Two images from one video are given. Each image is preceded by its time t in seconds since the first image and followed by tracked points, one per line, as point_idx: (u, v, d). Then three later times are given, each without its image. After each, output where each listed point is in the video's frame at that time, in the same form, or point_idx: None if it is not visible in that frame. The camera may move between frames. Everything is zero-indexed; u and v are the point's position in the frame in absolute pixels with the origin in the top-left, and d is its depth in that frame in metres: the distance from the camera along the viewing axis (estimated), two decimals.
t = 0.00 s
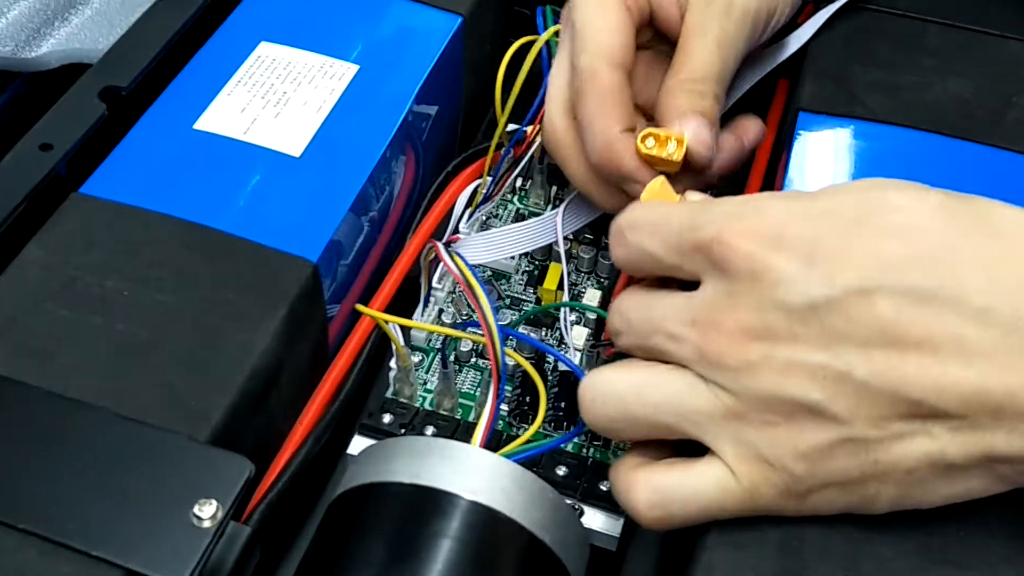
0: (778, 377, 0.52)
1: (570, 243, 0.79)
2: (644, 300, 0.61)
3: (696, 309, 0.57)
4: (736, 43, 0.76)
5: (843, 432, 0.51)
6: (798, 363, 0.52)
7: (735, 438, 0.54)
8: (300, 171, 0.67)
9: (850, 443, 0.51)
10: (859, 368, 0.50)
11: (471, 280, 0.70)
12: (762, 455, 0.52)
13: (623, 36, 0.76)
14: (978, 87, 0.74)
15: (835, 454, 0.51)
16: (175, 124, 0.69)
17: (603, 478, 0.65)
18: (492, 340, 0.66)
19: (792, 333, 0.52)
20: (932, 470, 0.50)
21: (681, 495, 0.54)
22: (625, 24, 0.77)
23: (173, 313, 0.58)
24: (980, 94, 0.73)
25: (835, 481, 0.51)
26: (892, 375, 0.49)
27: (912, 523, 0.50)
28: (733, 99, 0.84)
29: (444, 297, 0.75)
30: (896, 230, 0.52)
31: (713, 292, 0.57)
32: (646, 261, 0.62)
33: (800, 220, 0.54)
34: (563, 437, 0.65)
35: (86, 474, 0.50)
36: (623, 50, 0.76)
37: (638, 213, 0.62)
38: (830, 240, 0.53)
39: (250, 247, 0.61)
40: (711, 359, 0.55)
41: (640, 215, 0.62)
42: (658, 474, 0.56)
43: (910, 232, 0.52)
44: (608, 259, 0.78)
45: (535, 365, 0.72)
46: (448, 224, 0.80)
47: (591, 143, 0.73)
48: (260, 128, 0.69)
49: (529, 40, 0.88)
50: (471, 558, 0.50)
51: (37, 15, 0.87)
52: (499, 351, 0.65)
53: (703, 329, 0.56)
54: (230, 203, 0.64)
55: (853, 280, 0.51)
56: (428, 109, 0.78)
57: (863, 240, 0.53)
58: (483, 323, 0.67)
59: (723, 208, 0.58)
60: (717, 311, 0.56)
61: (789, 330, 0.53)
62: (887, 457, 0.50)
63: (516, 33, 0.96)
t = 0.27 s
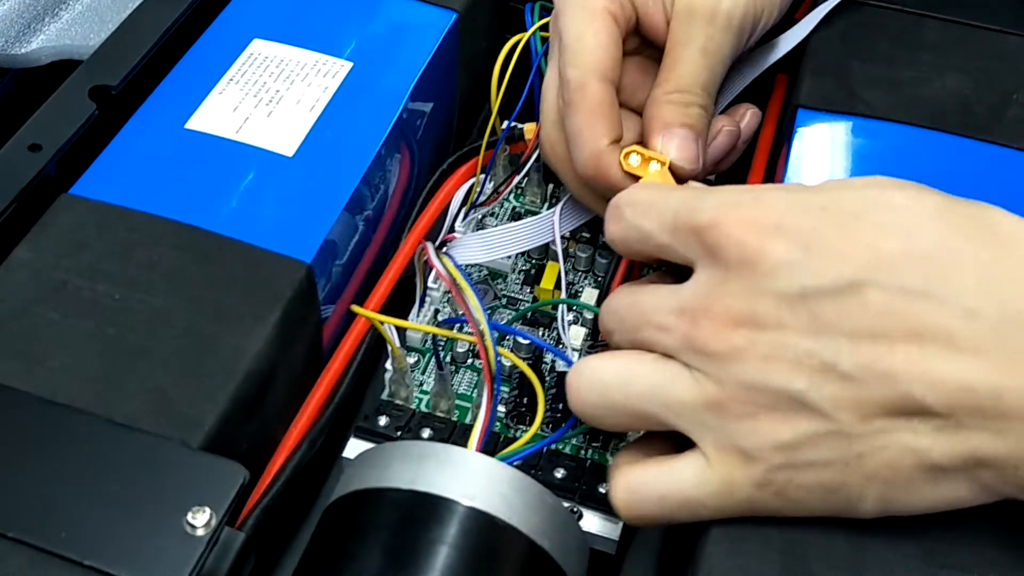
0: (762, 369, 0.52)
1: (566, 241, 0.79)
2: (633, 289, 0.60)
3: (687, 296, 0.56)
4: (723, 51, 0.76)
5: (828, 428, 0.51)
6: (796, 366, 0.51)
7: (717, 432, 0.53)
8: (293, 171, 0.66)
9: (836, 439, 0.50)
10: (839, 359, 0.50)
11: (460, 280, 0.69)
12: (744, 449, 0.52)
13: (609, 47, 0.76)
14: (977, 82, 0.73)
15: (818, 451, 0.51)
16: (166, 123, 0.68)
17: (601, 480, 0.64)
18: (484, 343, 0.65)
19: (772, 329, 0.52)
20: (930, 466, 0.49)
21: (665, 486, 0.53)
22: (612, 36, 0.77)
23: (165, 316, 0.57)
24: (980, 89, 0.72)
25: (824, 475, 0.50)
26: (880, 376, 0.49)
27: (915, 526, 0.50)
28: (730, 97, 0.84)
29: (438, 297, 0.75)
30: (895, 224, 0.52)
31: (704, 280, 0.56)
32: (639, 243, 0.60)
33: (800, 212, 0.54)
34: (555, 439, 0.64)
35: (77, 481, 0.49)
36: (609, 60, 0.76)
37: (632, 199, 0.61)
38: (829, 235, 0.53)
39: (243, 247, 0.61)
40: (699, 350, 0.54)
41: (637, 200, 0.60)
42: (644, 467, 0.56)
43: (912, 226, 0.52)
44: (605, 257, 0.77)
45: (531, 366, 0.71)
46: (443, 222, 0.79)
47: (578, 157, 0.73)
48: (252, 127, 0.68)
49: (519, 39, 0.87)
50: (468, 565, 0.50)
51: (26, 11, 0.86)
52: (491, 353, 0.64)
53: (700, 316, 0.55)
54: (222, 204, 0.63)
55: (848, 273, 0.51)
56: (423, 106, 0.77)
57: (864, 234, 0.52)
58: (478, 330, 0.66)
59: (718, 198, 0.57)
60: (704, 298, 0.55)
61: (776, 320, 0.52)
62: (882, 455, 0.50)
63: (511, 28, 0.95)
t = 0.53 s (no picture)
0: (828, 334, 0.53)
1: (568, 235, 0.79)
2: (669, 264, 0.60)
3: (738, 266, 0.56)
4: (725, 38, 0.75)
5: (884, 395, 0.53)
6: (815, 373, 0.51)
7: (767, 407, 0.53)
8: (293, 164, 0.66)
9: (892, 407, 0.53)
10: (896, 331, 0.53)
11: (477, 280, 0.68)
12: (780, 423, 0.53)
13: (608, 29, 0.76)
14: (983, 75, 0.73)
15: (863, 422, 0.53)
16: (164, 116, 0.67)
17: (604, 476, 0.64)
18: (493, 336, 0.64)
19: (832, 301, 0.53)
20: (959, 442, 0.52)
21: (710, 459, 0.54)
22: (612, 18, 0.77)
23: (164, 312, 0.56)
24: (986, 82, 0.72)
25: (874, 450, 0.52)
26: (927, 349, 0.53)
27: (922, 525, 0.49)
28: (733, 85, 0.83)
29: (439, 292, 0.75)
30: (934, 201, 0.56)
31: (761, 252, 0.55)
32: (678, 242, 0.59)
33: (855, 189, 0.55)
34: (566, 438, 0.62)
35: (75, 479, 0.49)
36: (607, 43, 0.75)
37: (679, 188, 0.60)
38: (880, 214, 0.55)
39: (242, 242, 0.60)
40: (756, 318, 0.55)
41: (672, 204, 0.60)
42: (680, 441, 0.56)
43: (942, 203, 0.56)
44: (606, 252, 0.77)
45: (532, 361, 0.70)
46: (444, 215, 0.78)
47: (570, 134, 0.72)
48: (250, 120, 0.67)
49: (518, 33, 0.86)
50: (470, 564, 0.49)
51: None
52: (501, 347, 0.63)
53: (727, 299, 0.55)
54: (221, 198, 0.63)
55: (907, 245, 0.54)
56: (423, 99, 0.77)
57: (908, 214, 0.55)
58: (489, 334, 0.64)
59: (763, 172, 0.57)
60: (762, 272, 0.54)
61: (841, 285, 0.54)
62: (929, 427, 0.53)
63: (511, 21, 0.94)
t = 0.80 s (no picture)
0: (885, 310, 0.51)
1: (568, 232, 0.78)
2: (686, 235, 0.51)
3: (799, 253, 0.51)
4: (723, 32, 0.74)
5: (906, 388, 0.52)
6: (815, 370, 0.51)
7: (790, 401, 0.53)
8: (293, 161, 0.65)
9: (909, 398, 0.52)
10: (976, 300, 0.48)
11: (469, 272, 0.67)
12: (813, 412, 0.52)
13: (607, 14, 0.76)
14: (985, 71, 0.72)
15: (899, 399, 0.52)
16: (163, 112, 0.67)
17: (605, 473, 0.64)
18: (491, 331, 0.64)
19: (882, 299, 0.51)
20: (976, 429, 0.52)
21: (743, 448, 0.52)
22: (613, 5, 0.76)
23: (164, 309, 0.56)
24: (987, 78, 0.72)
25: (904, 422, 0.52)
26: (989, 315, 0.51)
27: (923, 522, 0.49)
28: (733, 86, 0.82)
29: (439, 288, 0.75)
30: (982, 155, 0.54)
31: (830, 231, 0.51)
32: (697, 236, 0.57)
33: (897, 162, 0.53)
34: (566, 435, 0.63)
35: (75, 476, 0.49)
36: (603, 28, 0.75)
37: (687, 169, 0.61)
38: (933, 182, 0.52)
39: (242, 239, 0.60)
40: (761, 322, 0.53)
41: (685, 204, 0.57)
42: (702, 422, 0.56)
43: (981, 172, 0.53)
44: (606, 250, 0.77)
45: (532, 358, 0.70)
46: (444, 211, 0.78)
47: (564, 116, 0.72)
48: (250, 117, 0.67)
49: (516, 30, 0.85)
50: (470, 562, 0.49)
51: None
52: (500, 343, 0.63)
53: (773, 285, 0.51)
54: (221, 194, 0.63)
55: (914, 250, 0.51)
56: (423, 95, 0.76)
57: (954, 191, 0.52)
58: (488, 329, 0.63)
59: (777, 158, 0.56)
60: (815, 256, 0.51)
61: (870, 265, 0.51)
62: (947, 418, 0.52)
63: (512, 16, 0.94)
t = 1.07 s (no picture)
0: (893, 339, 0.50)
1: (570, 229, 0.78)
2: (706, 193, 0.52)
3: (835, 259, 0.47)
4: (726, 30, 0.74)
5: (900, 407, 0.52)
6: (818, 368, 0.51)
7: (792, 403, 0.53)
8: (295, 158, 0.65)
9: (909, 412, 0.52)
10: (1002, 311, 0.49)
11: (476, 272, 0.68)
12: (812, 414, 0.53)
13: (613, 9, 0.75)
14: (987, 69, 0.73)
15: (891, 410, 0.52)
16: (166, 109, 0.67)
17: (607, 470, 0.64)
18: (494, 327, 0.64)
19: (909, 310, 0.48)
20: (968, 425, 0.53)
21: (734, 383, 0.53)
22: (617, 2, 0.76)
23: (167, 306, 0.56)
24: (990, 76, 0.72)
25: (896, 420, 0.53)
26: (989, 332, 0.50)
27: (926, 520, 0.49)
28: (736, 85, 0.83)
29: (443, 285, 0.74)
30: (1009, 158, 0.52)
31: (881, 242, 0.47)
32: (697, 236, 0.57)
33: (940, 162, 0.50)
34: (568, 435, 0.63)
35: (78, 473, 0.49)
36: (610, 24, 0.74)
37: (716, 93, 0.60)
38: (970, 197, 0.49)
39: (245, 236, 0.60)
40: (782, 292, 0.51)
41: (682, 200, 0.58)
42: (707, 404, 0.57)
43: (996, 163, 0.51)
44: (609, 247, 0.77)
45: (536, 354, 0.70)
46: (447, 208, 0.78)
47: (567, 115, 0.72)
48: (253, 114, 0.67)
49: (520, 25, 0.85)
50: (474, 559, 0.49)
51: None
52: (506, 341, 0.63)
53: (780, 304, 0.51)
54: (224, 191, 0.63)
55: (952, 289, 0.48)
56: (425, 92, 0.76)
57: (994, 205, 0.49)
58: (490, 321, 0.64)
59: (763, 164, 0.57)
60: (874, 258, 0.47)
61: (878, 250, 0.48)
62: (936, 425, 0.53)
63: (514, 14, 0.94)
